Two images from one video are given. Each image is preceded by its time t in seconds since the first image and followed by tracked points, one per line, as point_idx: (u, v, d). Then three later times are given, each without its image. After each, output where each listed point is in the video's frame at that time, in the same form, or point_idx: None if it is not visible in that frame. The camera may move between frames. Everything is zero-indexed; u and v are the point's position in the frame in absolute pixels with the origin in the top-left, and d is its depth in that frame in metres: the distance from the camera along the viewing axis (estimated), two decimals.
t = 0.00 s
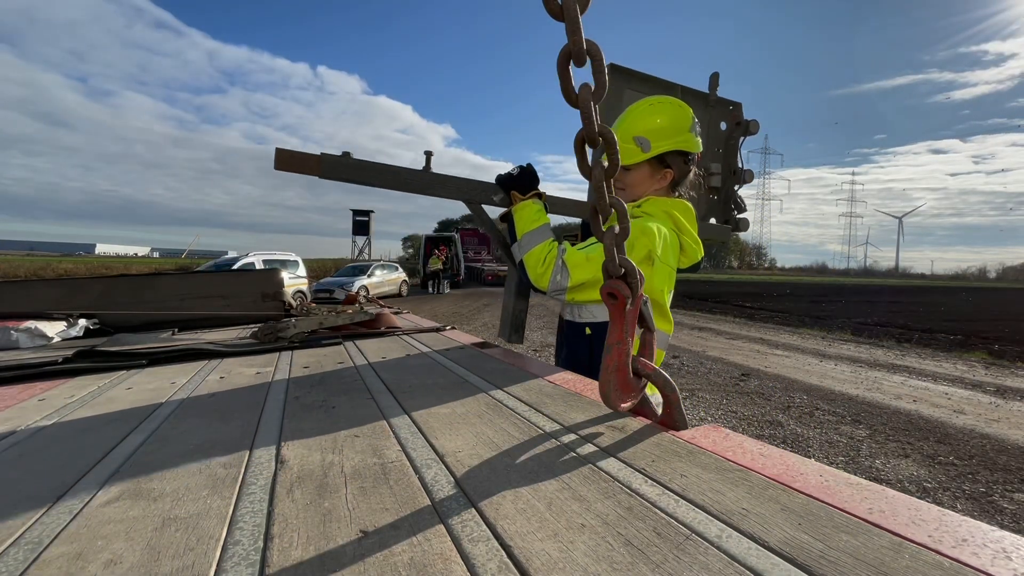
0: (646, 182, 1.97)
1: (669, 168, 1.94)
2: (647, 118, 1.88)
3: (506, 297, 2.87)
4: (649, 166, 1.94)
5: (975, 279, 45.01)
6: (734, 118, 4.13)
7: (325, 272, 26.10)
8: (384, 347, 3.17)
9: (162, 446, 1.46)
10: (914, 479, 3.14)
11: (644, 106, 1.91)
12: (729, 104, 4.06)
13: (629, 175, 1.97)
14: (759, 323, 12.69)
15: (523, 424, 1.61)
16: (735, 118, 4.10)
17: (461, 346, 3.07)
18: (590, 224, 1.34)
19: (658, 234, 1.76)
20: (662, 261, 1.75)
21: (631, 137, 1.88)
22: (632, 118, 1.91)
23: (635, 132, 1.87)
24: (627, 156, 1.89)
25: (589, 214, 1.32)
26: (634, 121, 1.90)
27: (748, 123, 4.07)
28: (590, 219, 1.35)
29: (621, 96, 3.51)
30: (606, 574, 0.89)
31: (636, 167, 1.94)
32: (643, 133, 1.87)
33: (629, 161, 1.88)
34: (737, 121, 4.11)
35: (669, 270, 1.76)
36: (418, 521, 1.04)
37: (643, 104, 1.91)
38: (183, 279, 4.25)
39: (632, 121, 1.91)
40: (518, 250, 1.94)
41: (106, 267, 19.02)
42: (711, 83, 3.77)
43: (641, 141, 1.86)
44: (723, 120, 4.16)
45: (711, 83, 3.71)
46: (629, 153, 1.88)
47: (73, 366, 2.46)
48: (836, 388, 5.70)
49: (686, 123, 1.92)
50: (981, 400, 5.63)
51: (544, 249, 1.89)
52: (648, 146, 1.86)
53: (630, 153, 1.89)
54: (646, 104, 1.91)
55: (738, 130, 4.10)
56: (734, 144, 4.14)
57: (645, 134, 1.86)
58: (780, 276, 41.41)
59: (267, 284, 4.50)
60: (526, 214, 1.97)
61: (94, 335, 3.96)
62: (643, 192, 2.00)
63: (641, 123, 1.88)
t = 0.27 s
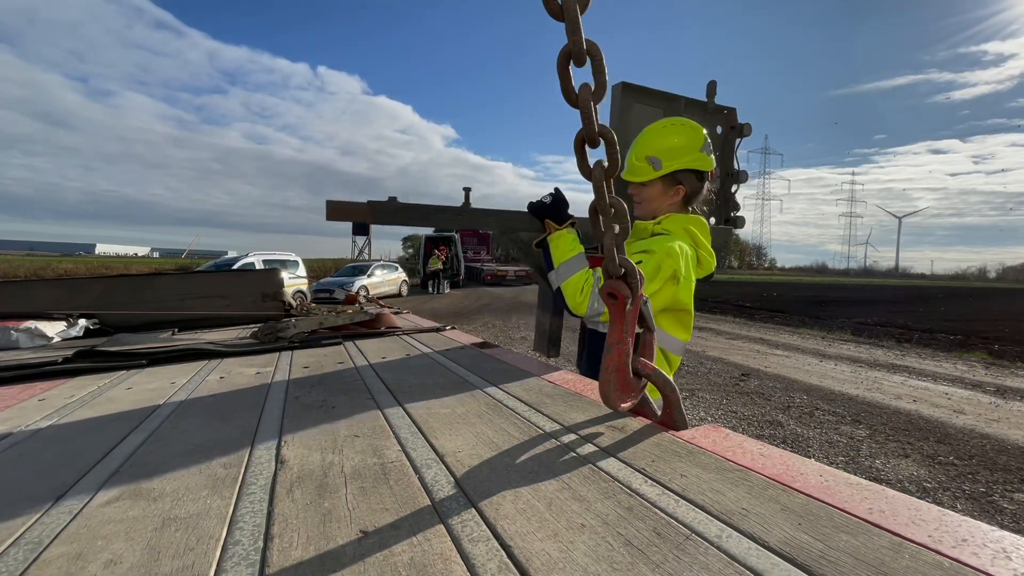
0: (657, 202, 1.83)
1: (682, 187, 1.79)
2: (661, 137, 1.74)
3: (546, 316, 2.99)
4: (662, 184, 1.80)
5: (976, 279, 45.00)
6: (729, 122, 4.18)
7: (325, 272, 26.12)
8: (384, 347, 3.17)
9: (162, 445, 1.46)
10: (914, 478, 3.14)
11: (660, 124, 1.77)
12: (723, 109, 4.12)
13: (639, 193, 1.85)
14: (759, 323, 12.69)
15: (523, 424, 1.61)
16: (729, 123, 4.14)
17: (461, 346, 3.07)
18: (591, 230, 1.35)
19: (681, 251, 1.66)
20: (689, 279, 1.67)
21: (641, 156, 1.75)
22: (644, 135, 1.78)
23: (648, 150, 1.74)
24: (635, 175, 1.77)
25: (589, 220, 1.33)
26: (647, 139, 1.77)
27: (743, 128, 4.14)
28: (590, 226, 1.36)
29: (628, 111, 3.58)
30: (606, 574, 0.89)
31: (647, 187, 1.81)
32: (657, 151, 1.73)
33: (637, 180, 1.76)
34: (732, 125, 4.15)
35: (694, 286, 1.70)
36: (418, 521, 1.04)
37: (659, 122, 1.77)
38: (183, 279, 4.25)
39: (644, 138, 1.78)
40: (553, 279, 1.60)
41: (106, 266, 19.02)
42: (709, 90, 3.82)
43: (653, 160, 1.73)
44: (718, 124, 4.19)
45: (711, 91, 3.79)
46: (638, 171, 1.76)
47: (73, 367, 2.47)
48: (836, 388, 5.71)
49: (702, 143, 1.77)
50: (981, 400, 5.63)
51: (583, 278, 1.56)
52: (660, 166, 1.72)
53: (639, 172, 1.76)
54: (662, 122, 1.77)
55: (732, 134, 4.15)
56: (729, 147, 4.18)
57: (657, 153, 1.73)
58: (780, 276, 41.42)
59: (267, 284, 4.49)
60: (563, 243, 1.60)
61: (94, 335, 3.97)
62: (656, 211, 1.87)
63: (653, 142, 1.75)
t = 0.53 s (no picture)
0: (673, 208, 1.81)
1: (699, 192, 1.77)
2: (678, 144, 1.74)
3: (566, 327, 2.98)
4: (679, 190, 1.78)
5: (976, 279, 44.99)
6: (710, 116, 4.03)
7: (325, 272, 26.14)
8: (385, 347, 3.17)
9: (163, 445, 1.46)
10: (914, 478, 3.14)
11: (676, 131, 1.76)
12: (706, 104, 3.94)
13: (655, 199, 1.83)
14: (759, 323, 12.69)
15: (523, 424, 1.61)
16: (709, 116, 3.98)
17: (461, 346, 3.07)
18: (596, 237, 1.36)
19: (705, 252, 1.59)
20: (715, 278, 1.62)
21: (659, 163, 1.74)
22: (661, 142, 1.78)
23: (666, 157, 1.73)
24: (652, 182, 1.76)
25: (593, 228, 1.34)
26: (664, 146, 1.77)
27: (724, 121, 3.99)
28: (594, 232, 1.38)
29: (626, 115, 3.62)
30: (606, 574, 0.89)
31: (664, 194, 1.79)
32: (674, 159, 1.72)
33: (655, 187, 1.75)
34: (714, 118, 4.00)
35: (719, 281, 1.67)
36: (418, 521, 1.04)
37: (676, 130, 1.77)
38: (183, 279, 4.24)
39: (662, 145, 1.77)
40: (592, 302, 1.50)
41: (106, 266, 19.04)
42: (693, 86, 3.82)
43: (671, 167, 1.72)
44: (699, 118, 4.04)
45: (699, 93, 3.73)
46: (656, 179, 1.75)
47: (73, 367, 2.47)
48: (836, 388, 5.70)
49: (717, 150, 1.76)
50: (981, 400, 5.63)
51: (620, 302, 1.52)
52: (678, 173, 1.71)
53: (657, 180, 1.75)
54: (678, 130, 1.77)
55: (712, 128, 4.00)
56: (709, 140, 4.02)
57: (675, 161, 1.72)
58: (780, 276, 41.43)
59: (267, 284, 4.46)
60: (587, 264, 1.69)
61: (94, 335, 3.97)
62: (672, 215, 1.84)
63: (669, 150, 1.74)
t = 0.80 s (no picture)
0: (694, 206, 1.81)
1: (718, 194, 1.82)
2: (711, 144, 1.73)
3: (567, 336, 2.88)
4: (702, 191, 1.79)
5: (976, 279, 44.99)
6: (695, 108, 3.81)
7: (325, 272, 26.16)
8: (384, 347, 3.17)
9: (163, 445, 1.47)
10: (914, 479, 3.14)
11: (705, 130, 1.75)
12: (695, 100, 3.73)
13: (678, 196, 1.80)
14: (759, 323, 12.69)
15: (523, 424, 1.61)
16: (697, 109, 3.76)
17: (462, 346, 3.07)
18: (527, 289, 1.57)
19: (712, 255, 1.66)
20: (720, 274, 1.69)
21: (695, 161, 1.71)
22: (692, 139, 1.75)
23: (698, 159, 1.71)
24: (685, 179, 1.73)
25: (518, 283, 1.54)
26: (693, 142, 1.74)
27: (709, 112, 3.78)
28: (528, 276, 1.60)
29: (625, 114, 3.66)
30: (606, 574, 0.89)
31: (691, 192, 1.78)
32: (708, 160, 1.72)
33: (689, 183, 1.73)
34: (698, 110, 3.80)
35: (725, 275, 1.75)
36: (418, 521, 1.04)
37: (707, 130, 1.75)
38: (183, 279, 4.24)
39: (693, 142, 1.74)
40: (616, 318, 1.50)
41: (106, 266, 19.05)
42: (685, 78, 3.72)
43: (707, 167, 1.71)
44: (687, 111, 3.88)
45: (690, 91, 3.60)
46: (690, 176, 1.72)
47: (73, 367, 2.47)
48: (836, 388, 5.70)
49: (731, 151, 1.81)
50: (981, 400, 5.63)
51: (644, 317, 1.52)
52: (714, 174, 1.71)
53: (690, 177, 1.73)
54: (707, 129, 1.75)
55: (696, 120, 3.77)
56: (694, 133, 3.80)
57: (710, 161, 1.72)
58: (779, 276, 41.44)
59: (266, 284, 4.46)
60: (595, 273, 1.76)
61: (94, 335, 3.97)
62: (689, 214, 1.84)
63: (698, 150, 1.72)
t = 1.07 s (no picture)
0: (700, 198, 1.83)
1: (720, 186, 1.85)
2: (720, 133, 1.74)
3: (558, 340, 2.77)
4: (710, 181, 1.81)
5: (976, 279, 44.98)
6: (689, 93, 3.44)
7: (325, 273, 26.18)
8: (384, 347, 3.18)
9: (163, 445, 1.47)
10: (914, 478, 3.14)
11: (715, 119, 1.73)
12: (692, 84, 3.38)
13: (687, 187, 1.81)
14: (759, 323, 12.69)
15: (523, 424, 1.61)
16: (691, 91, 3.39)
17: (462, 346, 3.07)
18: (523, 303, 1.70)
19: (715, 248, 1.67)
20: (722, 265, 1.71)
21: (705, 152, 1.71)
22: (701, 128, 1.74)
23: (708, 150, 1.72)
24: (698, 170, 1.73)
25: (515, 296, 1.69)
26: (700, 133, 1.73)
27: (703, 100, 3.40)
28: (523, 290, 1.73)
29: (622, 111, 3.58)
30: (606, 574, 0.89)
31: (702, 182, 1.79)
32: (718, 150, 1.72)
33: (703, 175, 1.73)
34: (693, 97, 3.41)
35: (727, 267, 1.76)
36: (418, 521, 1.04)
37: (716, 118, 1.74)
38: (183, 279, 4.24)
39: (704, 131, 1.73)
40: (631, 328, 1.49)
41: (106, 266, 19.06)
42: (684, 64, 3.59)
43: (719, 157, 1.72)
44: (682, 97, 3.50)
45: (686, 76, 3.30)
46: (703, 166, 1.73)
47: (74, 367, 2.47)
48: (836, 388, 5.70)
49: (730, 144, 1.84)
50: (981, 400, 5.63)
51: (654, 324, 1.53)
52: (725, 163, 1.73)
53: (701, 168, 1.73)
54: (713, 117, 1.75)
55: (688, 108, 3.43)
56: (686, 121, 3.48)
57: (721, 152, 1.73)
58: (779, 275, 41.45)
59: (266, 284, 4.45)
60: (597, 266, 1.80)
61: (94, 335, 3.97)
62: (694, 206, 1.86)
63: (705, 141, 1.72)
